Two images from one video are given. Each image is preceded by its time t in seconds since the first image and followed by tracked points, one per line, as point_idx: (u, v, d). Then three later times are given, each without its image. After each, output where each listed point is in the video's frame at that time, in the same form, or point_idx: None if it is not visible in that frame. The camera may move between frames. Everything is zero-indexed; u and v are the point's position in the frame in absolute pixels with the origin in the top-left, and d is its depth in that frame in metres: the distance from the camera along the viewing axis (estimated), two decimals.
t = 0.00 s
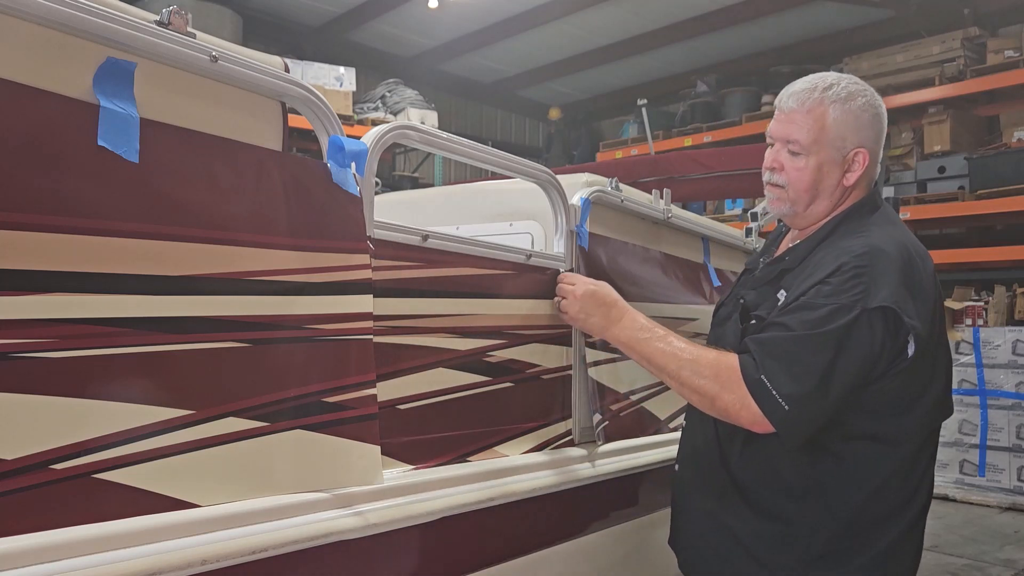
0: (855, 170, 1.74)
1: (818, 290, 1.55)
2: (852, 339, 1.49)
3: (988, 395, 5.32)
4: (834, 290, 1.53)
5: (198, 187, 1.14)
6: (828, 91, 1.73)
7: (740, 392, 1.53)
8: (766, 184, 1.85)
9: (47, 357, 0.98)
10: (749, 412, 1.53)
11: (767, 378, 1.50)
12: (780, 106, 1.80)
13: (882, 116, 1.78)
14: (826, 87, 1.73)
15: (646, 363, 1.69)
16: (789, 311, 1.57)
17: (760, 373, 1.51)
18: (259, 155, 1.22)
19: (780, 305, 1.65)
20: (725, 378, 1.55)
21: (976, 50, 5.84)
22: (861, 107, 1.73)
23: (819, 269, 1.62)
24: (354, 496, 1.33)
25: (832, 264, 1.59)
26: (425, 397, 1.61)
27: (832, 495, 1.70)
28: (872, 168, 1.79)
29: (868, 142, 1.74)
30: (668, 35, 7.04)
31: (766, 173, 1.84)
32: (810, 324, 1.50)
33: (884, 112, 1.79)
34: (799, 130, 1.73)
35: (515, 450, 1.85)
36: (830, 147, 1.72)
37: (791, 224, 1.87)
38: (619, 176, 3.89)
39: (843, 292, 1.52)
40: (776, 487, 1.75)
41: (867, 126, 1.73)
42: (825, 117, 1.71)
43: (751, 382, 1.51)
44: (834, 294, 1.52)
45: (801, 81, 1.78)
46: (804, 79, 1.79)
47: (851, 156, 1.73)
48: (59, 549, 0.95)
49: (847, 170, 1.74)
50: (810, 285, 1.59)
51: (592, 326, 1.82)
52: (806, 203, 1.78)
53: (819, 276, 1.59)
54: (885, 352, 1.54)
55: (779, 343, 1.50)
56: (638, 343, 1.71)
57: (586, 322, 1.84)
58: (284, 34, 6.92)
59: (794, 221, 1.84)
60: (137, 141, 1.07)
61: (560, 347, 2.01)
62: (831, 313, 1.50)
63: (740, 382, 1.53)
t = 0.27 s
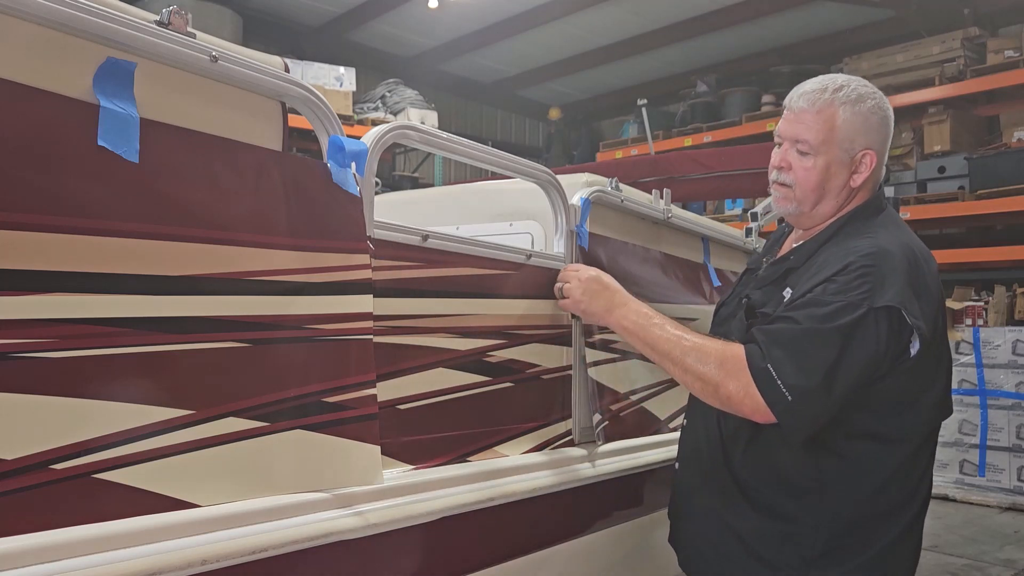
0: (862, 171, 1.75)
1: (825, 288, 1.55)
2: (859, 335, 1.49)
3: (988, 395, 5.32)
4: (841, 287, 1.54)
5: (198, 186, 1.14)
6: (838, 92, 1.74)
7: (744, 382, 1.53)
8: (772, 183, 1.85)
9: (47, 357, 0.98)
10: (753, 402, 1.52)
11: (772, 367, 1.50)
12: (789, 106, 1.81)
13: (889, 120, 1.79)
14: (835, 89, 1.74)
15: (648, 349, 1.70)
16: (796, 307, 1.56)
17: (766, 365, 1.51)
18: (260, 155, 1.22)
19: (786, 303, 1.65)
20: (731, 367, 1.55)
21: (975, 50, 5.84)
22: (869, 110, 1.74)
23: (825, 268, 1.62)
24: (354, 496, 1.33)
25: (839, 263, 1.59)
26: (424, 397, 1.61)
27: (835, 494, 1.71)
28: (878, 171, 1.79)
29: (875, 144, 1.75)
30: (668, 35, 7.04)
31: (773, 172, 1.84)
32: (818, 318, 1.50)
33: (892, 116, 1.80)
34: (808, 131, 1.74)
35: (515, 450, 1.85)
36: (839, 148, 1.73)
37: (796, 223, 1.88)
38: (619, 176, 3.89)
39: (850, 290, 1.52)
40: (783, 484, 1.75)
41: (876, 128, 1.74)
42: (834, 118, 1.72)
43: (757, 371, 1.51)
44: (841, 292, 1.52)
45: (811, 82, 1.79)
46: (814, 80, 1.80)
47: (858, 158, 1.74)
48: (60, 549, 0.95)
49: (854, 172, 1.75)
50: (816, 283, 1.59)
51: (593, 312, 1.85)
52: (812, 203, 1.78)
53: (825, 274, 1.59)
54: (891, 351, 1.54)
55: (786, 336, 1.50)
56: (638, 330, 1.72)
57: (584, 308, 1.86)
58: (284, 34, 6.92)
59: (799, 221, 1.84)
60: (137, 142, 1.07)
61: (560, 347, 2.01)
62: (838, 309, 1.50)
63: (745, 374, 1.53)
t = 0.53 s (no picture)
0: (867, 172, 1.75)
1: (830, 286, 1.55)
2: (861, 333, 1.49)
3: (988, 395, 5.32)
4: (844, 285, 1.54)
5: (198, 186, 1.14)
6: (843, 93, 1.73)
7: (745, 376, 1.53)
8: (776, 183, 1.85)
9: (47, 357, 0.98)
10: (753, 396, 1.52)
11: (774, 360, 1.50)
12: (794, 105, 1.80)
13: (894, 120, 1.79)
14: (841, 89, 1.73)
15: (648, 341, 1.68)
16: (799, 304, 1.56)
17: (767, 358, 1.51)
18: (259, 155, 1.22)
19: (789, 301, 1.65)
20: (732, 361, 1.55)
21: (975, 50, 5.85)
22: (875, 111, 1.74)
23: (829, 267, 1.62)
24: (354, 496, 1.33)
25: (843, 262, 1.59)
26: (424, 397, 1.61)
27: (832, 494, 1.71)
28: (882, 171, 1.80)
29: (879, 145, 1.75)
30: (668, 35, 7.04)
31: (777, 172, 1.84)
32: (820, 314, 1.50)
33: (896, 116, 1.80)
34: (813, 132, 1.74)
35: (515, 450, 1.85)
36: (843, 149, 1.73)
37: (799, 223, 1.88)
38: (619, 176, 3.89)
39: (854, 288, 1.52)
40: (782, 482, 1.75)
41: (880, 129, 1.74)
42: (839, 119, 1.72)
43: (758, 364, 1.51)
44: (845, 290, 1.52)
45: (817, 82, 1.78)
46: (819, 80, 1.79)
47: (863, 159, 1.74)
48: (59, 549, 0.95)
49: (858, 173, 1.75)
50: (821, 280, 1.59)
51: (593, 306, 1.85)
52: (816, 204, 1.79)
53: (830, 272, 1.59)
54: (893, 351, 1.53)
55: (789, 330, 1.50)
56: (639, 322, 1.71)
57: (585, 300, 1.86)
58: (284, 34, 6.92)
59: (803, 220, 1.85)
60: (137, 142, 1.07)
61: (560, 347, 2.01)
62: (841, 305, 1.50)
63: (745, 368, 1.53)
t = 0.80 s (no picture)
0: (871, 172, 1.75)
1: (832, 288, 1.55)
2: (862, 336, 1.49)
3: (988, 395, 5.32)
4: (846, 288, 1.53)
5: (198, 186, 1.14)
6: (846, 92, 1.73)
7: (746, 382, 1.53)
8: (780, 183, 1.86)
9: (48, 357, 0.98)
10: (755, 402, 1.53)
11: (773, 364, 1.50)
12: (797, 105, 1.80)
13: (897, 118, 1.78)
14: (844, 89, 1.73)
15: (647, 349, 1.70)
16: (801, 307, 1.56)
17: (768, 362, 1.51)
18: (259, 155, 1.22)
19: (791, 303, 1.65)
20: (733, 368, 1.55)
21: (975, 50, 5.84)
22: (878, 110, 1.74)
23: (832, 269, 1.62)
24: (354, 496, 1.33)
25: (846, 264, 1.59)
26: (424, 397, 1.61)
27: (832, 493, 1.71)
28: (886, 170, 1.79)
29: (883, 145, 1.75)
30: (668, 35, 7.04)
31: (780, 172, 1.85)
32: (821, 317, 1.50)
33: (900, 115, 1.79)
34: (816, 132, 1.74)
35: (515, 450, 1.85)
36: (846, 149, 1.73)
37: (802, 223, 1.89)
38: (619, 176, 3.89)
39: (856, 291, 1.52)
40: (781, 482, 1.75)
41: (884, 128, 1.74)
42: (842, 119, 1.72)
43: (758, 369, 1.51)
44: (848, 293, 1.52)
45: (820, 81, 1.78)
46: (823, 79, 1.79)
47: (867, 158, 1.74)
48: (59, 549, 0.95)
49: (862, 172, 1.75)
50: (823, 283, 1.59)
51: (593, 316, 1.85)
52: (819, 204, 1.79)
53: (831, 275, 1.59)
54: (894, 354, 1.53)
55: (789, 334, 1.50)
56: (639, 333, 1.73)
57: (585, 310, 1.86)
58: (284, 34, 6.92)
59: (806, 220, 1.85)
60: (137, 142, 1.07)
61: (560, 347, 2.01)
62: (843, 309, 1.50)
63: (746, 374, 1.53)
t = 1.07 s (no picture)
0: (884, 169, 1.75)
1: (844, 285, 1.55)
2: (876, 332, 1.48)
3: (988, 395, 5.32)
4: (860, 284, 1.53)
5: (198, 186, 1.14)
6: (862, 88, 1.73)
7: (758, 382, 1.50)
8: (790, 179, 1.83)
9: (48, 357, 0.98)
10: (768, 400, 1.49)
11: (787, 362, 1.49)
12: (809, 101, 1.79)
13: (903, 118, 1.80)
14: (858, 85, 1.73)
15: (653, 364, 1.59)
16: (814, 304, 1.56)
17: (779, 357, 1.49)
18: (259, 155, 1.22)
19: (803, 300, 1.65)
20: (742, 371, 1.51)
21: (975, 50, 5.84)
22: (892, 107, 1.74)
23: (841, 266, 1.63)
24: (354, 496, 1.33)
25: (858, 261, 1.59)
26: (425, 397, 1.61)
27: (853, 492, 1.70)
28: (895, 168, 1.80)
29: (896, 142, 1.75)
30: (668, 35, 7.04)
31: (792, 169, 1.82)
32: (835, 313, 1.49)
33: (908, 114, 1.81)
34: (834, 127, 1.72)
35: (515, 450, 1.85)
36: (863, 145, 1.72)
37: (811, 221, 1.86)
38: (619, 176, 3.89)
39: (868, 287, 1.52)
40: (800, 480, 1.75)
41: (897, 125, 1.75)
42: (859, 114, 1.72)
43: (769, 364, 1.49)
44: (860, 289, 1.52)
45: (832, 78, 1.77)
46: (834, 75, 1.78)
47: (881, 155, 1.74)
48: (59, 549, 0.95)
49: (876, 169, 1.75)
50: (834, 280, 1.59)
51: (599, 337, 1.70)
52: (834, 200, 1.77)
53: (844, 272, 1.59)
54: (907, 350, 1.53)
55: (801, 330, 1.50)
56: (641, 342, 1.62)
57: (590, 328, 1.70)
58: (284, 34, 6.92)
59: (818, 218, 1.83)
60: (137, 142, 1.07)
61: (560, 347, 2.01)
62: (856, 305, 1.50)
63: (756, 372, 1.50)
